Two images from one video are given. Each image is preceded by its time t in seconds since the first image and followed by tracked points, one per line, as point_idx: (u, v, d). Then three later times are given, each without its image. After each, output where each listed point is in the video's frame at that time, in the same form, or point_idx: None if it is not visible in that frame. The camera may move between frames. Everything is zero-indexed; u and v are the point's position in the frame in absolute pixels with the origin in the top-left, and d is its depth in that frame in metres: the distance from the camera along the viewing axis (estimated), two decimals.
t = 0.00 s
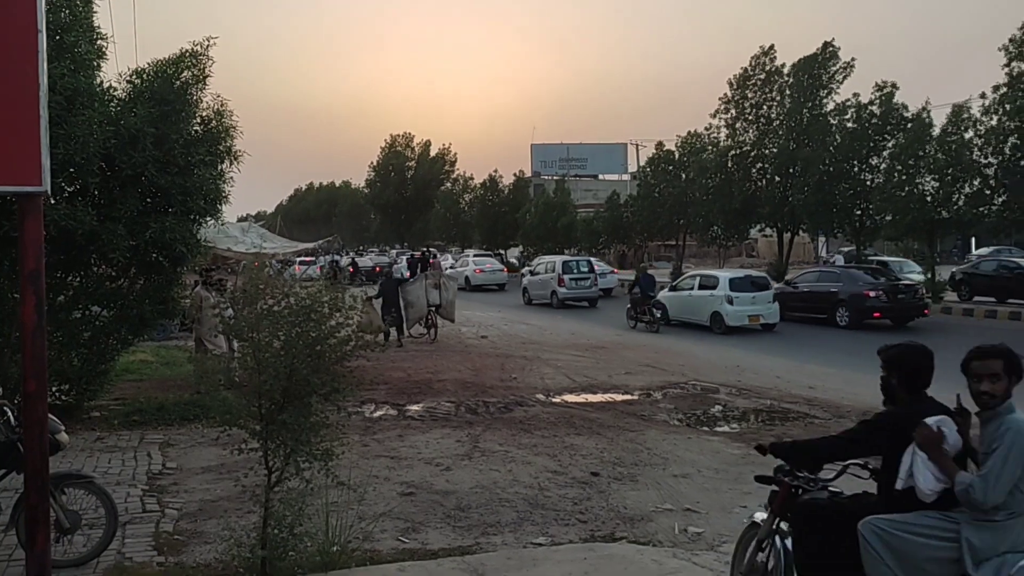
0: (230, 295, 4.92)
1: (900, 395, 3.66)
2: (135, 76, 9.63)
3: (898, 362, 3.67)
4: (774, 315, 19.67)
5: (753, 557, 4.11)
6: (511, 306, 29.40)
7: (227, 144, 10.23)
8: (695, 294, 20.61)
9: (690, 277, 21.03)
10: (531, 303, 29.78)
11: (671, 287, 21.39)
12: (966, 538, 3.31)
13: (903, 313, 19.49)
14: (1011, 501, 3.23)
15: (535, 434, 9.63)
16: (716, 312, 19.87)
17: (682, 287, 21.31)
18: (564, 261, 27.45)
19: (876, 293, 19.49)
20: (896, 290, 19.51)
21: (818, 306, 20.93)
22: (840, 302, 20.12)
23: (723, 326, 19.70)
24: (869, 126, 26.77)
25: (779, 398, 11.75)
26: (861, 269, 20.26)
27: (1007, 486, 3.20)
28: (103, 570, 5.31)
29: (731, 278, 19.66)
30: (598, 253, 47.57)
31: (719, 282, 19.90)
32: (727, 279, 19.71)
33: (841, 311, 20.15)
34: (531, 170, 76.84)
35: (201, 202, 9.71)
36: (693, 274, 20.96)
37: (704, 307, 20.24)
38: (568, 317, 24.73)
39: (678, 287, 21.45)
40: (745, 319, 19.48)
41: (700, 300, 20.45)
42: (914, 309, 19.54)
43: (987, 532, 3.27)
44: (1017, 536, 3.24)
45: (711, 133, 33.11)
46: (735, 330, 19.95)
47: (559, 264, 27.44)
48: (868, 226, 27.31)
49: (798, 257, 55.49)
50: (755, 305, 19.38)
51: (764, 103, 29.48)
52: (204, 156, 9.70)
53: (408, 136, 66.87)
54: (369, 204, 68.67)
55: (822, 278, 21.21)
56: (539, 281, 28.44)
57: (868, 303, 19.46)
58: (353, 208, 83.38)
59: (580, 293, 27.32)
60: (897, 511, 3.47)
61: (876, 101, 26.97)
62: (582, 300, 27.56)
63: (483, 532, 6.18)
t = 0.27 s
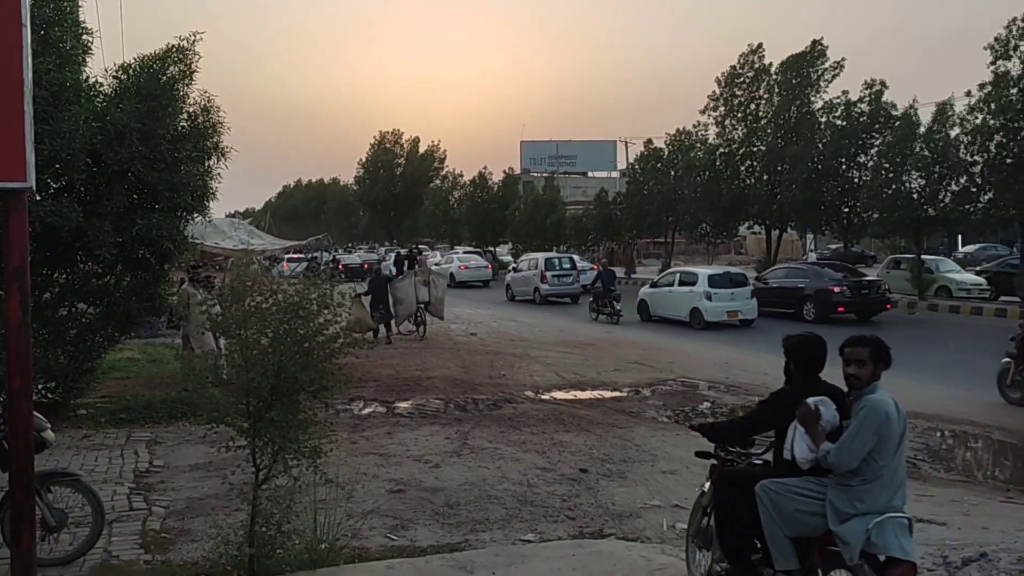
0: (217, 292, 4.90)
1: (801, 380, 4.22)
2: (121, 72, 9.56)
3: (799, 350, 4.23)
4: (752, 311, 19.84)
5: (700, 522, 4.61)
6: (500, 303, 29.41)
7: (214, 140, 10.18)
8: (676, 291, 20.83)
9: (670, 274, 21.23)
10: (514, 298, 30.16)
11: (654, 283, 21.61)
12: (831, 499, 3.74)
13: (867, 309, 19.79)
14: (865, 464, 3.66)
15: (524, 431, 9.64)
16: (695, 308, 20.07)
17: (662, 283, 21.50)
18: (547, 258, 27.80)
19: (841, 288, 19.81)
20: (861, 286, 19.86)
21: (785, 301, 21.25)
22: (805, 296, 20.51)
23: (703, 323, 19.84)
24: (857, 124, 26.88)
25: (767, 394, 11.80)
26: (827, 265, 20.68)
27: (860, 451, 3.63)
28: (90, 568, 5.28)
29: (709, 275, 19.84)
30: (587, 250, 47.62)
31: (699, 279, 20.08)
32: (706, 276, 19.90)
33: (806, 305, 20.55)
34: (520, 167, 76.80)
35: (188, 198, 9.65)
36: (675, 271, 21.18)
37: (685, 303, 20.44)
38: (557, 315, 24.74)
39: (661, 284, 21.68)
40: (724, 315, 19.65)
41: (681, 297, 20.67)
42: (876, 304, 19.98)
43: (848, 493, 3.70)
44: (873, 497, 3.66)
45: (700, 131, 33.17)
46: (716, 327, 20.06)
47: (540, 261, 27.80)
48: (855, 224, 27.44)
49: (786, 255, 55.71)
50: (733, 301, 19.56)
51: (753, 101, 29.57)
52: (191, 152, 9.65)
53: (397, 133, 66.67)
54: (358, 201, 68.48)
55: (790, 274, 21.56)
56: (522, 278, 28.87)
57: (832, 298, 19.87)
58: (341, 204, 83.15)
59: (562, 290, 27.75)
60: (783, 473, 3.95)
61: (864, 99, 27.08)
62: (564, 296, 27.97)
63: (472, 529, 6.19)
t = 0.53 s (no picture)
0: (192, 286, 4.85)
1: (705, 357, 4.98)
2: (94, 63, 9.43)
3: (702, 331, 5.02)
4: (714, 302, 20.77)
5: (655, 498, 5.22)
6: (479, 297, 29.39)
7: (189, 133, 10.08)
8: (643, 284, 21.46)
9: (635, 267, 21.84)
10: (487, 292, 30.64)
11: (621, 277, 22.12)
12: (715, 453, 4.39)
13: (815, 300, 21.04)
14: (736, 420, 4.33)
15: (503, 425, 9.64)
16: (662, 300, 20.80)
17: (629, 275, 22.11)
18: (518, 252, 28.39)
19: (790, 280, 20.99)
20: (808, 278, 21.05)
21: (740, 292, 22.20)
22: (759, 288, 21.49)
23: (669, 314, 20.58)
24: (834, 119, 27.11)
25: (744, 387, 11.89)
26: (779, 258, 21.70)
27: (728, 409, 4.32)
28: (63, 565, 5.22)
29: (675, 268, 20.60)
30: (566, 244, 47.65)
31: (664, 272, 20.80)
32: (672, 269, 20.63)
33: (759, 297, 21.55)
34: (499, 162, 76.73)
35: (162, 192, 9.56)
36: (641, 264, 21.81)
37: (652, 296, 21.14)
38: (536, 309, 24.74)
39: (627, 277, 22.27)
40: (688, 307, 20.49)
41: (647, 289, 21.34)
42: (823, 295, 21.19)
43: (727, 447, 4.35)
44: (747, 449, 4.29)
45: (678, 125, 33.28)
46: (681, 318, 20.84)
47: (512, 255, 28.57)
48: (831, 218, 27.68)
49: (764, 249, 56.09)
50: (698, 294, 20.40)
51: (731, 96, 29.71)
52: (165, 144, 9.55)
53: (375, 127, 66.31)
54: (336, 196, 68.08)
55: (745, 266, 22.53)
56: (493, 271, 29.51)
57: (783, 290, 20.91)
58: (319, 198, 82.67)
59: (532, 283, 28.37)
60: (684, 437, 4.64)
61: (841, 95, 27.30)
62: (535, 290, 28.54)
63: (450, 523, 6.18)
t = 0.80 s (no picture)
0: (178, 287, 4.82)
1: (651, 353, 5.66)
2: (77, 63, 9.36)
3: (650, 331, 5.67)
4: (689, 301, 21.19)
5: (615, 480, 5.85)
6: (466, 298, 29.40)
7: (174, 133, 10.04)
8: (619, 283, 21.97)
9: (613, 266, 22.33)
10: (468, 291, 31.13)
11: (600, 276, 22.62)
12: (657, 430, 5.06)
13: (779, 297, 22.24)
14: (669, 401, 5.00)
15: (490, 425, 9.64)
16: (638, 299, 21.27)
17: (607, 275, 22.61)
18: (499, 252, 29.03)
19: (756, 278, 22.22)
20: (773, 276, 22.25)
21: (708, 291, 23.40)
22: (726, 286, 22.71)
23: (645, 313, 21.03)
24: (819, 120, 27.29)
25: (730, 387, 11.94)
26: (745, 259, 22.96)
27: (660, 392, 4.99)
28: (47, 568, 5.18)
29: (650, 267, 21.11)
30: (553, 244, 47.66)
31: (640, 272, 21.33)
32: (648, 268, 21.15)
33: (727, 295, 22.77)
34: (487, 162, 76.73)
35: (147, 192, 9.50)
36: (618, 264, 22.33)
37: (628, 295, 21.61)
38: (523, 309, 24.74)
39: (605, 277, 22.81)
40: (663, 306, 20.93)
41: (625, 289, 21.81)
42: (787, 293, 22.40)
43: (666, 425, 5.03)
44: (682, 425, 4.96)
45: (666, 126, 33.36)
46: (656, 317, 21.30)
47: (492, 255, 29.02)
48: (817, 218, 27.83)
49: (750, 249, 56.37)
50: (672, 292, 20.87)
51: (717, 97, 29.81)
52: (150, 145, 9.50)
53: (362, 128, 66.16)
54: (323, 196, 67.88)
55: (713, 266, 23.74)
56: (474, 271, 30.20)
57: (748, 288, 22.19)
58: (306, 199, 82.41)
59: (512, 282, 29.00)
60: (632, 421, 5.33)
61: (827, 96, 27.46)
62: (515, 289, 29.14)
63: (437, 524, 6.18)
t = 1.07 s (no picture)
0: (158, 285, 4.78)
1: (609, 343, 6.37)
2: (55, 59, 9.26)
3: (608, 323, 6.39)
4: (658, 296, 21.80)
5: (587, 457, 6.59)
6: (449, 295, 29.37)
7: (153, 130, 9.96)
8: (591, 280, 22.51)
9: (586, 262, 22.85)
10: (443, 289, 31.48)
11: (573, 272, 23.14)
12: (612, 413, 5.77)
13: (741, 292, 23.25)
14: (620, 387, 5.70)
15: (474, 423, 9.64)
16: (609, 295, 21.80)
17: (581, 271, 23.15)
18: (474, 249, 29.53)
19: (719, 275, 23.19)
20: (736, 272, 23.23)
21: (675, 286, 24.30)
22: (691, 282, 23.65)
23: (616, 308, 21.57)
24: (801, 118, 27.42)
25: (713, 383, 12.00)
26: (709, 255, 23.88)
27: (611, 378, 5.72)
28: (24, 570, 5.13)
29: (622, 263, 21.65)
30: (537, 242, 47.69)
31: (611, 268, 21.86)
32: (620, 264, 21.69)
33: (692, 290, 23.72)
34: (469, 160, 76.67)
35: (126, 190, 9.42)
36: (591, 261, 22.85)
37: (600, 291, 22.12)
38: (506, 307, 24.74)
39: (578, 274, 23.33)
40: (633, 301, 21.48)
41: (596, 285, 22.32)
42: (749, 288, 23.41)
43: (619, 409, 5.73)
44: (632, 408, 5.66)
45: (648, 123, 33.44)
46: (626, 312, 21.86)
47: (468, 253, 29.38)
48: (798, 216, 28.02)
49: (732, 247, 56.68)
50: (642, 288, 21.44)
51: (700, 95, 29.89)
52: (129, 142, 9.42)
53: (344, 125, 65.91)
54: (305, 194, 67.57)
55: (680, 263, 24.64)
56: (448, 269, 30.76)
57: (712, 283, 23.11)
58: (288, 196, 81.97)
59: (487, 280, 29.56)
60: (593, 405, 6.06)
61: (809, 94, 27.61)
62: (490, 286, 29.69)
63: (420, 522, 6.17)
